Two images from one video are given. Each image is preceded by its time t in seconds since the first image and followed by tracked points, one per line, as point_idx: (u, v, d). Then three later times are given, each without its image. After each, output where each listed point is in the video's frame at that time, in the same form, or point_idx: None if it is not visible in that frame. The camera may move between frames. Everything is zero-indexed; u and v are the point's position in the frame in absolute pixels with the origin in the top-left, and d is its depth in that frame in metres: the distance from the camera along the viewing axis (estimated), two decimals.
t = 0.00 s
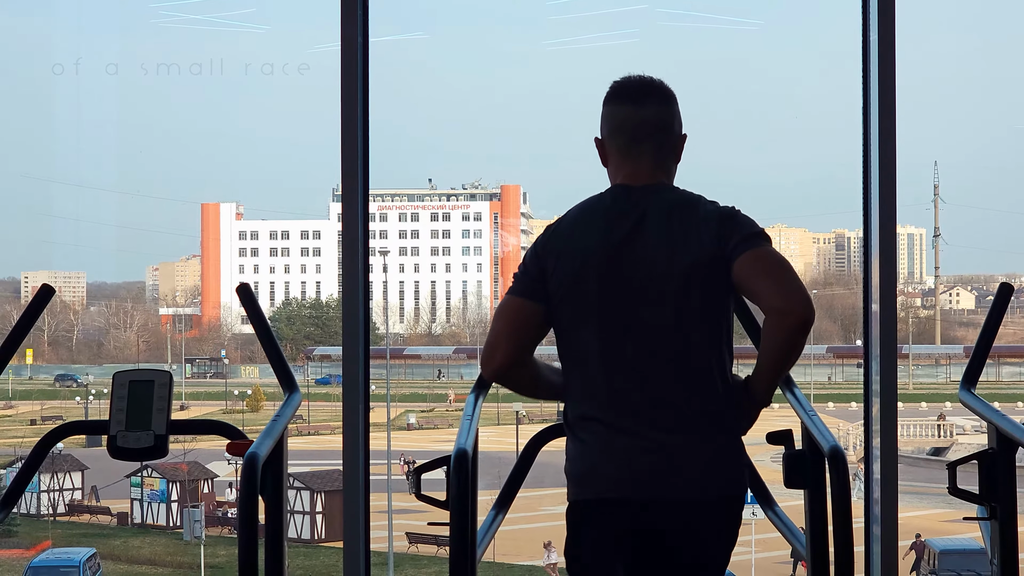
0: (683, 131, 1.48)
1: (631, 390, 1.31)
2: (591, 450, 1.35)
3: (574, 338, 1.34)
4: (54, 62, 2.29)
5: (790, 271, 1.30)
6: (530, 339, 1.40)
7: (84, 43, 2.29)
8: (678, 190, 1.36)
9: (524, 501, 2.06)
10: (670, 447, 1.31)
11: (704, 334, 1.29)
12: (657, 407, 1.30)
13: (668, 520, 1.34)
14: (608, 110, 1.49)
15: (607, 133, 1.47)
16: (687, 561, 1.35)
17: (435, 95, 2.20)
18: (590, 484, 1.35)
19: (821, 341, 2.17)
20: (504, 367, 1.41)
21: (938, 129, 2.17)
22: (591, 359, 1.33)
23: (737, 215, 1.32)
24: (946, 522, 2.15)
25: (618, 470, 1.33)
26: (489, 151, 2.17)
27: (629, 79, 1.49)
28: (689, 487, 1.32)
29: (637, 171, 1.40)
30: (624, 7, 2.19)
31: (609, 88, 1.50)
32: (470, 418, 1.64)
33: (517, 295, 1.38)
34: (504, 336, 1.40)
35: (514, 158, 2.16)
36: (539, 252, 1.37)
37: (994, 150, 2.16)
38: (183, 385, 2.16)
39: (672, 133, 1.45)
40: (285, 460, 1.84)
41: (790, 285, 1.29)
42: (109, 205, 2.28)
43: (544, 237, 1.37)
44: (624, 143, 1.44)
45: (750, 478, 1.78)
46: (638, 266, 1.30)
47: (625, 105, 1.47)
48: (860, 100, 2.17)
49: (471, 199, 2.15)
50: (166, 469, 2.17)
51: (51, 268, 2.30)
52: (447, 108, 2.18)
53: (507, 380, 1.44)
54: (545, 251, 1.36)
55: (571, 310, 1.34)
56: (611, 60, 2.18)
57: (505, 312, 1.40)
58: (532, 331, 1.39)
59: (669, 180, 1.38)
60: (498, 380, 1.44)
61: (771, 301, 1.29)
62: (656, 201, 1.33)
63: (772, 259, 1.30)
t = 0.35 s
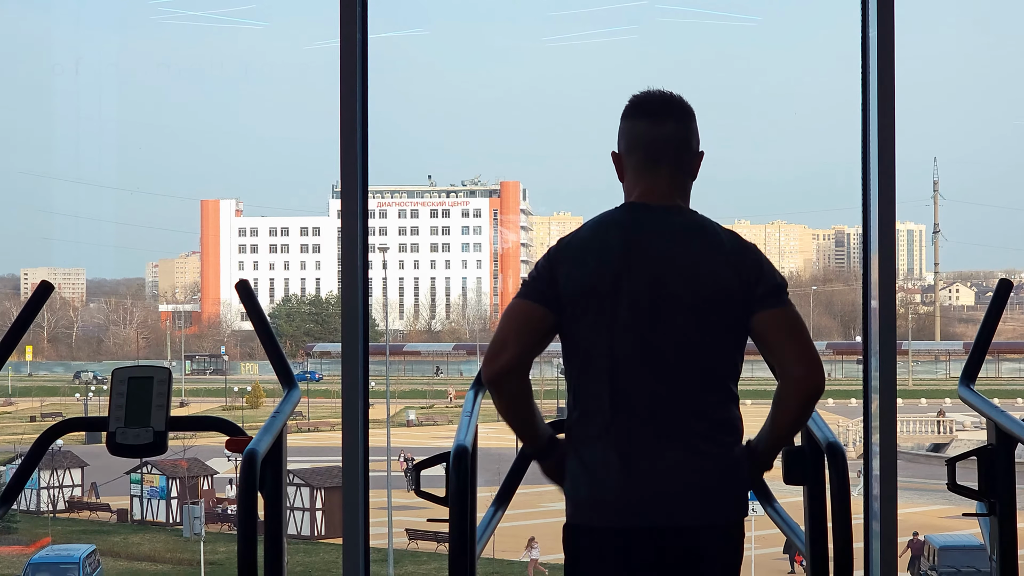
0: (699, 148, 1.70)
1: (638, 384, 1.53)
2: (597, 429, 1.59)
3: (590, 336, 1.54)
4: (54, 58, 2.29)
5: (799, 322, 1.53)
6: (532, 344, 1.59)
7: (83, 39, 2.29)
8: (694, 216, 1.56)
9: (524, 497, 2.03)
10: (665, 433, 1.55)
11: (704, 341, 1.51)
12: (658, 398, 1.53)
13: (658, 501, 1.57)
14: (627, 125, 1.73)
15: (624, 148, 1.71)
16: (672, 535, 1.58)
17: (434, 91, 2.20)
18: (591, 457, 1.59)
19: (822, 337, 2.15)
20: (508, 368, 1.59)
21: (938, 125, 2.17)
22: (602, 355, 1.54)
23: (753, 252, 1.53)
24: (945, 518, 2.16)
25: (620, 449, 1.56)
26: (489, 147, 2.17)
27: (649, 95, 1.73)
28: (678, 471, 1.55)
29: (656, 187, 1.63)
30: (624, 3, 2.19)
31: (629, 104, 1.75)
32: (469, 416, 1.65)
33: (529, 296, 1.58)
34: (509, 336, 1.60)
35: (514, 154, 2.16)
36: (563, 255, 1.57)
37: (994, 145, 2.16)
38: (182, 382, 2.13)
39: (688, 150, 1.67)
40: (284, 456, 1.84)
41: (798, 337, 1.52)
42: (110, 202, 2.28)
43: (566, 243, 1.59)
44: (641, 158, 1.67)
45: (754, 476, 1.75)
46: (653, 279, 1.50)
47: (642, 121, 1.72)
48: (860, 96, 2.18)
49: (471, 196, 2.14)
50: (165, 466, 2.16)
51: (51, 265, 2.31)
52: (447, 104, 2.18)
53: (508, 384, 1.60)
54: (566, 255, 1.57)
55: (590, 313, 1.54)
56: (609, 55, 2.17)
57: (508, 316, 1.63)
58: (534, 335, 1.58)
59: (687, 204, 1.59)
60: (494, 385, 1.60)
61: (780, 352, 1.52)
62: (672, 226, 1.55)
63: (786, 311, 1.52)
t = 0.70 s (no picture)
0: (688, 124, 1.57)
1: (646, 374, 1.38)
2: (600, 429, 1.41)
3: (593, 318, 1.40)
4: (53, 54, 2.29)
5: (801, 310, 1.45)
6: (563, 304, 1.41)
7: (82, 35, 2.28)
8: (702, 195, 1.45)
9: (524, 493, 2.05)
10: (674, 433, 1.39)
11: (714, 327, 1.38)
12: (669, 392, 1.38)
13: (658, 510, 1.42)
14: (615, 103, 1.56)
15: (614, 125, 1.55)
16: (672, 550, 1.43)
17: (434, 88, 2.20)
18: (592, 460, 1.42)
19: (820, 334, 2.18)
20: (541, 325, 1.41)
21: (937, 121, 2.17)
22: (607, 342, 1.39)
23: (760, 235, 1.43)
24: (945, 514, 2.15)
25: (624, 450, 1.39)
26: (489, 143, 2.17)
27: (637, 71, 1.57)
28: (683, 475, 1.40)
29: (647, 164, 1.49)
30: None
31: (615, 81, 1.58)
32: (469, 411, 1.66)
33: (547, 257, 1.41)
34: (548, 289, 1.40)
35: (514, 150, 2.16)
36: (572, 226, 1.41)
37: (994, 141, 2.16)
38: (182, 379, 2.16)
39: (678, 128, 1.54)
40: (282, 452, 1.84)
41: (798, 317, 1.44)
42: (110, 198, 2.29)
43: (576, 213, 1.43)
44: (633, 135, 1.52)
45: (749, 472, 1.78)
46: (662, 257, 1.37)
47: (631, 99, 1.55)
48: (859, 93, 2.18)
49: (470, 192, 2.13)
50: (165, 462, 2.19)
51: (50, 262, 2.31)
52: (447, 100, 2.18)
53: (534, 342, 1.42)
54: (579, 226, 1.41)
55: (597, 292, 1.39)
56: (611, 53, 2.18)
57: (538, 269, 1.42)
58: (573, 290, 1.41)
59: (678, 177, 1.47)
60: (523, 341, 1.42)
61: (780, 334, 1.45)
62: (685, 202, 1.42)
63: (791, 298, 1.43)
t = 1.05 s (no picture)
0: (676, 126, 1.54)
1: (640, 382, 1.37)
2: (597, 440, 1.40)
3: (586, 328, 1.39)
4: (52, 50, 2.29)
5: (802, 298, 1.42)
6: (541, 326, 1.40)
7: (83, 31, 2.29)
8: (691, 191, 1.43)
9: (524, 490, 2.04)
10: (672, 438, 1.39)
11: (709, 328, 1.38)
12: (665, 399, 1.37)
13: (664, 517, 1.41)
14: (601, 107, 1.54)
15: (601, 129, 1.53)
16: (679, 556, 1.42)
17: (433, 84, 2.20)
18: (591, 473, 1.41)
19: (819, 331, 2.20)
20: (523, 350, 1.39)
21: (937, 118, 2.17)
22: (602, 351, 1.39)
23: (750, 227, 1.42)
24: (944, 511, 2.15)
25: (623, 458, 1.40)
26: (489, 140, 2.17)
27: (624, 74, 1.54)
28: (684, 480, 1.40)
29: (637, 168, 1.46)
30: None
31: (602, 85, 1.55)
32: (469, 408, 1.65)
33: (528, 278, 1.39)
34: (523, 314, 1.39)
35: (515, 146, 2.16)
36: (557, 237, 1.40)
37: (993, 138, 2.16)
38: (182, 375, 2.16)
39: (666, 129, 1.52)
40: (281, 450, 1.83)
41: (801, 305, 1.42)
42: (110, 195, 2.28)
43: (559, 224, 1.41)
44: (622, 140, 1.50)
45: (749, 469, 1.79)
46: (652, 261, 1.37)
47: (620, 102, 1.52)
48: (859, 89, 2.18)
49: (469, 189, 2.15)
50: (165, 460, 2.18)
51: (49, 259, 2.31)
52: (448, 96, 2.18)
53: (514, 369, 1.40)
54: (563, 237, 1.40)
55: (588, 302, 1.39)
56: (611, 50, 2.18)
57: (516, 294, 1.41)
58: (552, 312, 1.40)
59: (669, 180, 1.44)
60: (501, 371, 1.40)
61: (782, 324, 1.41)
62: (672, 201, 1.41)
63: (790, 286, 1.41)
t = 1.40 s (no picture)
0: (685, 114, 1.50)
1: (628, 373, 1.35)
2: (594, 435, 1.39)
3: (573, 319, 1.38)
4: (51, 48, 2.29)
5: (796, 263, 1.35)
6: (528, 319, 1.41)
7: (82, 29, 2.29)
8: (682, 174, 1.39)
9: (523, 488, 2.05)
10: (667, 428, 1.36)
11: (699, 315, 1.33)
12: (656, 390, 1.35)
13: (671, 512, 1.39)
14: (608, 95, 1.51)
15: (608, 118, 1.50)
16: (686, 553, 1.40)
17: (432, 82, 2.20)
18: (591, 468, 1.40)
19: (818, 329, 2.19)
20: (508, 346, 1.42)
21: (936, 116, 2.17)
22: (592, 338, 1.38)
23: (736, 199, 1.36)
24: (943, 510, 2.14)
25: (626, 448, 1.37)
26: (487, 138, 2.17)
27: (631, 61, 1.51)
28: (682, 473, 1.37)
29: (641, 156, 1.43)
30: None
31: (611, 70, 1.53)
32: (467, 405, 1.65)
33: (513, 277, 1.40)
34: (503, 318, 1.41)
35: (514, 144, 2.16)
36: (539, 237, 1.39)
37: (989, 136, 2.16)
38: (182, 374, 2.20)
39: (673, 118, 1.48)
40: (280, 449, 1.82)
41: (791, 269, 1.35)
42: (109, 193, 2.28)
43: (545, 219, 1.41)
44: (628, 128, 1.46)
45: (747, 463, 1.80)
46: (636, 248, 1.34)
47: (624, 92, 1.49)
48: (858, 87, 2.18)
49: (468, 187, 2.15)
50: (164, 458, 2.17)
51: (48, 257, 2.31)
52: (447, 94, 2.18)
53: (510, 362, 1.44)
54: (546, 232, 1.39)
55: (575, 295, 1.38)
56: (609, 49, 2.18)
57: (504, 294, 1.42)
58: (536, 304, 1.41)
59: (672, 165, 1.41)
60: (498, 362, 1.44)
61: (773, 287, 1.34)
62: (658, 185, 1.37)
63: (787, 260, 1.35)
